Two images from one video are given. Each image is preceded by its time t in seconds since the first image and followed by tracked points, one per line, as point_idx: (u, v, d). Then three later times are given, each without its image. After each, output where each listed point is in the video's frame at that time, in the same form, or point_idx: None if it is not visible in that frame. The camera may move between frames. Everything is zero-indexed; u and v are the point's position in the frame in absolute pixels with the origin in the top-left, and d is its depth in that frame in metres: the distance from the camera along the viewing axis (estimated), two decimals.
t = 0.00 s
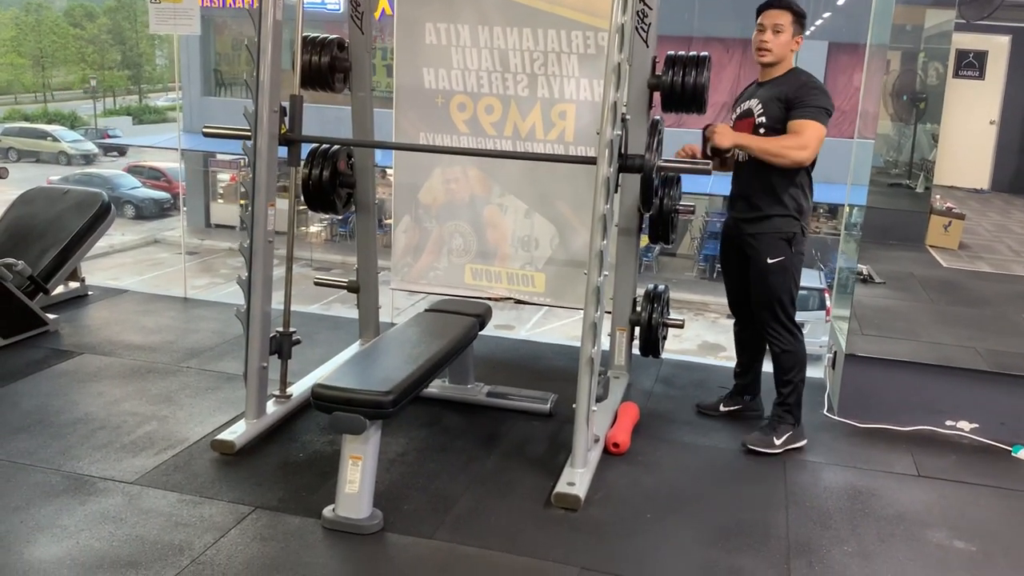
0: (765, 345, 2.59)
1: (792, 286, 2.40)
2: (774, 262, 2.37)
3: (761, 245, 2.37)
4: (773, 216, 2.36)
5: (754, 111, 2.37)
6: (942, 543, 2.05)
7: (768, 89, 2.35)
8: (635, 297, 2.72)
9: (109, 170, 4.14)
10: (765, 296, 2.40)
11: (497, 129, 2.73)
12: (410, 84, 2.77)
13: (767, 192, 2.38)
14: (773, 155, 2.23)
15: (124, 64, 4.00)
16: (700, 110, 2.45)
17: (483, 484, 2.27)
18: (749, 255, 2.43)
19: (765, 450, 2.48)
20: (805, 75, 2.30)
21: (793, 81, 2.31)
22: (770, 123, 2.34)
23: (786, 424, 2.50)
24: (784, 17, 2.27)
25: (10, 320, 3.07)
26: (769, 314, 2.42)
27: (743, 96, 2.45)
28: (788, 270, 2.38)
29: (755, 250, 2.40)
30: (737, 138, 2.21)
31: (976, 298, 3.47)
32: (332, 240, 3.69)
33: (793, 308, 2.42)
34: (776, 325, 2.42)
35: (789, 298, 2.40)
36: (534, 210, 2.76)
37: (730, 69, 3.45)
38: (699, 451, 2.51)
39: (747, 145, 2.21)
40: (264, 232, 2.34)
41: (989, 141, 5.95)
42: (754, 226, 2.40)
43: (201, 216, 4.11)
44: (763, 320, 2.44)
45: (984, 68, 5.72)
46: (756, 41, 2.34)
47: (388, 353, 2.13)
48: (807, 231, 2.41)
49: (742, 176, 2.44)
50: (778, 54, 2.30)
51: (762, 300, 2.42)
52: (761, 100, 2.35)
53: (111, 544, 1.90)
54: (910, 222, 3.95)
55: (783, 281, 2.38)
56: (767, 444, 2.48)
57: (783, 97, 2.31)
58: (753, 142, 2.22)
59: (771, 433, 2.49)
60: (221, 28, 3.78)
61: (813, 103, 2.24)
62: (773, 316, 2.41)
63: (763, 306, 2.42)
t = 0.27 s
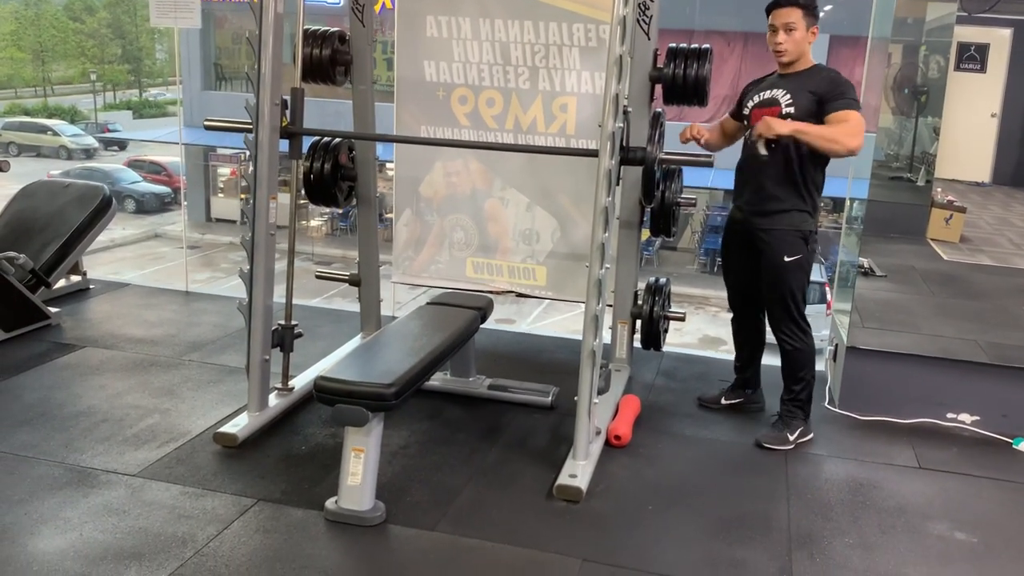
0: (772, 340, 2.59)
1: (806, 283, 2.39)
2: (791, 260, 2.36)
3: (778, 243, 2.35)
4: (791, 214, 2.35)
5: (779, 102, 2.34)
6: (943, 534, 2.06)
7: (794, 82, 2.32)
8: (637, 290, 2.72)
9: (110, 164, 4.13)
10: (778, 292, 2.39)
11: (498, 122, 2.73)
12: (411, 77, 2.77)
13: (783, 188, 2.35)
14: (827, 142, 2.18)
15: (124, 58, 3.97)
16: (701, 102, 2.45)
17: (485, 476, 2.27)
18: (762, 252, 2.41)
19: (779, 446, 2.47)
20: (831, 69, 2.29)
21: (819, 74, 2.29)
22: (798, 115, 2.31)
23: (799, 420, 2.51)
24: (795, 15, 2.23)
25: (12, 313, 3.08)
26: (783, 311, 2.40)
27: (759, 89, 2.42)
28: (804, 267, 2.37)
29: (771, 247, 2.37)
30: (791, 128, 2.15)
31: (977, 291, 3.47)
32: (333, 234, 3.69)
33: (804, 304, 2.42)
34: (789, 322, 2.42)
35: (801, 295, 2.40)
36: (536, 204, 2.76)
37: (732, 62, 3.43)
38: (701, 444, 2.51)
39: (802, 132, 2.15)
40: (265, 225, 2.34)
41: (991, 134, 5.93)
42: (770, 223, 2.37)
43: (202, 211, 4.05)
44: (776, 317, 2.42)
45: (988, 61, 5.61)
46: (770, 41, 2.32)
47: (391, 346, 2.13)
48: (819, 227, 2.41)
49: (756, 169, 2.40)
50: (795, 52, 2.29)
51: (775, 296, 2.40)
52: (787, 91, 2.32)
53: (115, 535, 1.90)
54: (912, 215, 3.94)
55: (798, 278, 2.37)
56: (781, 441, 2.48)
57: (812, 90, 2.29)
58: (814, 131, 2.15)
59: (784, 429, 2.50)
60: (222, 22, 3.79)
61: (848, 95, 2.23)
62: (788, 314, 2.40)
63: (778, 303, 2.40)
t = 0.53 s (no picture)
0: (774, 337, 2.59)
1: (813, 281, 2.40)
2: (800, 259, 2.36)
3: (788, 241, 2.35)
4: (801, 212, 2.34)
5: (798, 97, 2.30)
6: (941, 527, 2.07)
7: (815, 76, 2.28)
8: (635, 284, 2.72)
9: (108, 160, 4.15)
10: (785, 289, 2.39)
11: (497, 116, 2.73)
12: (410, 71, 2.76)
13: (796, 185, 2.34)
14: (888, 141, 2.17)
15: (123, 52, 3.95)
16: (700, 96, 2.45)
17: (484, 470, 2.28)
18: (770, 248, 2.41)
19: (779, 439, 2.48)
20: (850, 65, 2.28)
21: (839, 70, 2.27)
22: (820, 112, 2.27)
23: (798, 415, 2.51)
24: (810, 9, 2.22)
25: (11, 307, 3.08)
26: (791, 307, 2.41)
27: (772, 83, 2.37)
28: (812, 266, 2.37)
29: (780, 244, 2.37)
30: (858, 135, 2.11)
31: (975, 285, 3.47)
32: (331, 229, 3.68)
33: (811, 301, 2.42)
34: (795, 319, 2.41)
35: (808, 292, 2.40)
36: (535, 198, 2.76)
37: (730, 56, 3.43)
38: (699, 437, 2.52)
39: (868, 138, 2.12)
40: (264, 219, 2.34)
41: (989, 128, 5.93)
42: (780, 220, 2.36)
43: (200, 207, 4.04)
44: (782, 311, 2.43)
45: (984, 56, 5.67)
46: (785, 37, 2.30)
47: (389, 340, 2.13)
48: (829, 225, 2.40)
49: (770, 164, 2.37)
50: (812, 47, 2.26)
51: (781, 292, 2.41)
52: (807, 86, 2.28)
53: (114, 529, 1.90)
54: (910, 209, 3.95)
55: (805, 275, 2.38)
56: (780, 434, 2.48)
57: (835, 88, 2.26)
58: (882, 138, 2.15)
59: (783, 423, 2.50)
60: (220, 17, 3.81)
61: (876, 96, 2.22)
62: (794, 310, 2.40)
63: (785, 299, 2.41)
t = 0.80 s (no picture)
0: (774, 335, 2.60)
1: (817, 280, 2.39)
2: (804, 257, 2.35)
3: (792, 239, 2.35)
4: (805, 210, 2.33)
5: (811, 92, 2.30)
6: (938, 523, 2.07)
7: (828, 71, 2.29)
8: (633, 280, 2.73)
9: (105, 156, 4.13)
10: (789, 287, 2.39)
11: (494, 112, 2.73)
12: (406, 67, 2.76)
13: (801, 184, 2.33)
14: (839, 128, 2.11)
15: (120, 48, 3.91)
16: (698, 92, 2.45)
17: (481, 466, 2.28)
18: (775, 246, 2.40)
19: (776, 435, 2.48)
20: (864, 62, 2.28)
21: (853, 67, 2.27)
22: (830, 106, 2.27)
23: (794, 412, 2.52)
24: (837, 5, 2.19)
25: (7, 304, 3.07)
26: (794, 305, 2.41)
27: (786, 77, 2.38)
28: (816, 265, 2.36)
29: (784, 243, 2.36)
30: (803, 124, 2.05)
31: (972, 281, 3.48)
32: (328, 225, 3.67)
33: (813, 300, 2.42)
34: (796, 316, 2.42)
35: (811, 290, 2.40)
36: (532, 194, 2.76)
37: (728, 53, 3.42)
38: (697, 433, 2.52)
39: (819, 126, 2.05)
40: (260, 215, 2.34)
41: (987, 124, 5.93)
42: (784, 218, 2.36)
43: (197, 203, 4.04)
44: (785, 309, 2.43)
45: (983, 52, 5.70)
46: (808, 32, 2.28)
47: (386, 335, 2.13)
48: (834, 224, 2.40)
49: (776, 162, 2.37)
50: (835, 43, 2.25)
51: (784, 290, 2.40)
52: (819, 81, 2.29)
53: (111, 525, 1.90)
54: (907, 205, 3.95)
55: (808, 274, 2.37)
56: (777, 430, 2.48)
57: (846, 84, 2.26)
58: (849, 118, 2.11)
59: (779, 419, 2.50)
60: (217, 11, 3.79)
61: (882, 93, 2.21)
62: (797, 308, 2.40)
63: (789, 297, 2.41)
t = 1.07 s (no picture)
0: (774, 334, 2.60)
1: (817, 280, 2.39)
2: (802, 257, 2.35)
3: (790, 239, 2.35)
4: (803, 211, 2.33)
5: (808, 94, 2.30)
6: (935, 520, 2.07)
7: (825, 70, 2.28)
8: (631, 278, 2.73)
9: (102, 154, 4.14)
10: (787, 287, 2.39)
11: (492, 110, 2.72)
12: (404, 65, 2.75)
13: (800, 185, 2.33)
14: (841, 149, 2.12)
15: (116, 47, 3.93)
16: (695, 90, 2.44)
17: (479, 464, 2.28)
18: (774, 246, 2.41)
19: (773, 433, 2.48)
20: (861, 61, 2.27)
21: (850, 66, 2.26)
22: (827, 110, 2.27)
23: (792, 410, 2.52)
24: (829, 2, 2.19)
25: (4, 303, 3.07)
26: (793, 305, 2.41)
27: (785, 77, 2.37)
28: (815, 265, 2.36)
29: (783, 242, 2.37)
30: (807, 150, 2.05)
31: (969, 279, 3.48)
32: (326, 223, 3.66)
33: (812, 300, 2.41)
34: (796, 315, 2.41)
35: (811, 290, 2.39)
36: (530, 192, 2.76)
37: (724, 50, 3.46)
38: (694, 431, 2.52)
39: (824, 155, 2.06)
40: (258, 214, 2.34)
41: (984, 121, 5.93)
42: (782, 217, 2.36)
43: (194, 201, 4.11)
44: (784, 309, 2.43)
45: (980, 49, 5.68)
46: (802, 28, 2.28)
47: (384, 334, 2.13)
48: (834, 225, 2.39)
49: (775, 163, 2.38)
50: (827, 40, 2.24)
51: (783, 290, 2.40)
52: (816, 81, 2.28)
53: (108, 524, 1.90)
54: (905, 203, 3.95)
55: (807, 274, 2.37)
56: (774, 428, 2.48)
57: (843, 83, 2.25)
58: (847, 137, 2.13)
59: (777, 417, 2.50)
60: (213, 10, 3.74)
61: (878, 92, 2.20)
62: (796, 307, 2.40)
63: (788, 297, 2.41)
